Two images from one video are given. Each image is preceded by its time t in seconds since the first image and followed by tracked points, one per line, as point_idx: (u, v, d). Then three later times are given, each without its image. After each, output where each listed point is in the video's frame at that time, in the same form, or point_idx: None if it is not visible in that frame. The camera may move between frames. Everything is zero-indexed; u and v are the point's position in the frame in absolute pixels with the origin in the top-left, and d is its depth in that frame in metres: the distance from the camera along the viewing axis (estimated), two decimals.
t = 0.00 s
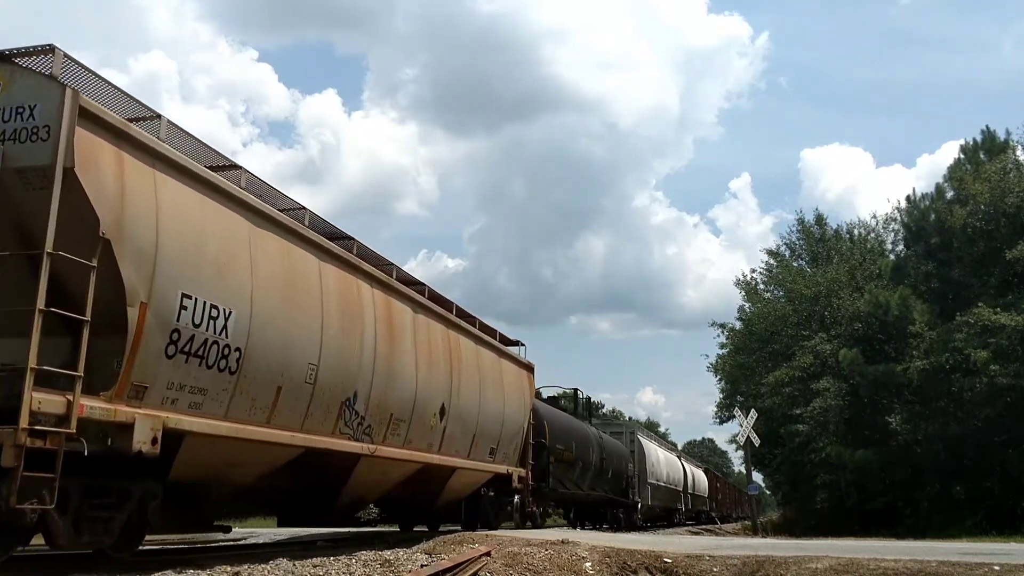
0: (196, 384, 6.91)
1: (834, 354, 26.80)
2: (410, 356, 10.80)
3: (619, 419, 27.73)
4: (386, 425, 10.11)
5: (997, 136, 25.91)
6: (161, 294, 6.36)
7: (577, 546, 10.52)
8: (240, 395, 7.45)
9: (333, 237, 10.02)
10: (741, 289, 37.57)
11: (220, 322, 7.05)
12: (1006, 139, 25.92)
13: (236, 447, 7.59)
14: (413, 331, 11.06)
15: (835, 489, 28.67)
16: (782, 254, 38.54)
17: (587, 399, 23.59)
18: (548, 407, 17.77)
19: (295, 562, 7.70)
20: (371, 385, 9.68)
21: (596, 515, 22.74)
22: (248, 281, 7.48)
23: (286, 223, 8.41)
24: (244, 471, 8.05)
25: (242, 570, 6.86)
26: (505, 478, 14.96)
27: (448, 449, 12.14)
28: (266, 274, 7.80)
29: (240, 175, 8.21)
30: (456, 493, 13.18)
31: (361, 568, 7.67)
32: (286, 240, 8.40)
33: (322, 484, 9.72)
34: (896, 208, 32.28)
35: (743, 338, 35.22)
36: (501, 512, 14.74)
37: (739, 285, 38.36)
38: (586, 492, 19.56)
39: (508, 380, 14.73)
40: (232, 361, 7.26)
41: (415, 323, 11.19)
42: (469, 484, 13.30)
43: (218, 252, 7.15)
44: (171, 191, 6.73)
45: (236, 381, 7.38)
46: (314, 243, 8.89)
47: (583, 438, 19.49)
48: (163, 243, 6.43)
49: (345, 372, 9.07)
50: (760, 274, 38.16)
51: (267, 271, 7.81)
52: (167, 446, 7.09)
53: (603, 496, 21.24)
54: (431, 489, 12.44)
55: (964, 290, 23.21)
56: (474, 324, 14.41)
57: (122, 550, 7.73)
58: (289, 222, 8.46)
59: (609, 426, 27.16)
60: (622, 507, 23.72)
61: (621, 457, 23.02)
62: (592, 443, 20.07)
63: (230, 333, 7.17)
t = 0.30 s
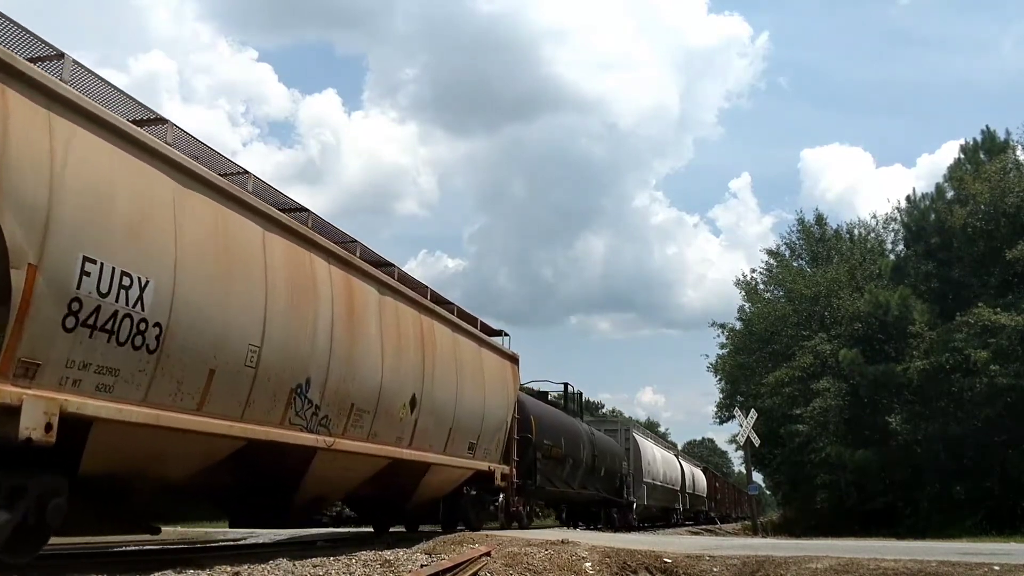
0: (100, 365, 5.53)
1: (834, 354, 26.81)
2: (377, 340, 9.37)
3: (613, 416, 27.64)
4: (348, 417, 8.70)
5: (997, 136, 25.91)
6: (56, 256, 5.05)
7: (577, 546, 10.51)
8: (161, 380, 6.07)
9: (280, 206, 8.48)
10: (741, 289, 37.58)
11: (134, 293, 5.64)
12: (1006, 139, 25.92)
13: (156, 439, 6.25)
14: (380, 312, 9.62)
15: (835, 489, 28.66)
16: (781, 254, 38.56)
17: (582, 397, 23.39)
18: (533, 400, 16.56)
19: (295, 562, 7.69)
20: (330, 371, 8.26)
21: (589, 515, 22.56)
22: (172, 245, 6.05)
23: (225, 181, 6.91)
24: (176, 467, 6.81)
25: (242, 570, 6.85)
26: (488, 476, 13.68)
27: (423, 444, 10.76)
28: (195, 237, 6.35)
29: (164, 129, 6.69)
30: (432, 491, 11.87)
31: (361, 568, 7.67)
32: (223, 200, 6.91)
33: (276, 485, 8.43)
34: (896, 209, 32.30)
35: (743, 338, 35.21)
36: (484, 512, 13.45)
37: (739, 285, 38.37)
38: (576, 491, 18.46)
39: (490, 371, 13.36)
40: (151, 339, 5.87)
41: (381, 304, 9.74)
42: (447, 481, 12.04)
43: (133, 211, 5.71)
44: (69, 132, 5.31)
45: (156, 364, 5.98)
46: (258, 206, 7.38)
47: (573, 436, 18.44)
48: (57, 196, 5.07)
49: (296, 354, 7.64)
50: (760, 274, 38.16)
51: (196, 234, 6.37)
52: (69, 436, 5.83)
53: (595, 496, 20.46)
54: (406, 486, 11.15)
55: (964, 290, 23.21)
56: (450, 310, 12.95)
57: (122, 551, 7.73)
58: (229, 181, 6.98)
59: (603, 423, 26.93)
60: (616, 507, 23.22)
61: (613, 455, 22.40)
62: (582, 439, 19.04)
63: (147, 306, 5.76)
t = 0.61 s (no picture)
0: None
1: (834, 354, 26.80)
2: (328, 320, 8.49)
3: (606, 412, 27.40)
4: (292, 404, 7.82)
5: (997, 136, 25.91)
6: None
7: (577, 546, 10.50)
8: (47, 352, 5.18)
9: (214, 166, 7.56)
10: (741, 289, 37.58)
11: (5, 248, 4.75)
12: (1006, 139, 25.92)
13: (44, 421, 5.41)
14: (330, 291, 8.71)
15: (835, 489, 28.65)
16: (781, 254, 38.55)
17: (574, 395, 23.23)
18: (517, 392, 15.81)
19: (295, 562, 7.69)
20: (267, 352, 7.37)
21: (581, 515, 22.37)
22: (58, 197, 5.15)
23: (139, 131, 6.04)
24: (70, 456, 6.04)
25: (242, 570, 6.83)
26: (464, 473, 12.91)
27: (383, 436, 9.89)
28: (92, 192, 5.45)
29: (58, 64, 5.80)
30: (399, 488, 11.06)
31: (361, 568, 7.67)
32: (133, 151, 5.98)
33: (213, 477, 7.68)
34: (896, 208, 32.30)
35: (743, 338, 35.19)
36: (461, 512, 12.85)
37: (739, 285, 38.35)
38: (565, 489, 17.89)
39: (464, 361, 12.52)
40: (30, 303, 4.98)
41: (332, 281, 8.82)
42: (416, 479, 11.26)
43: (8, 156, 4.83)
44: None
45: (38, 334, 5.10)
46: (176, 158, 6.42)
47: (561, 432, 17.80)
48: None
49: (224, 331, 6.75)
50: (760, 274, 38.15)
51: (94, 187, 5.47)
52: None
53: (586, 495, 19.95)
54: (368, 482, 10.40)
55: (964, 290, 23.22)
56: (421, 294, 12.02)
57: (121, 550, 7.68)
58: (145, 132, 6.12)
59: (595, 420, 26.75)
60: (609, 506, 22.90)
61: (605, 452, 21.96)
62: (572, 435, 18.45)
63: (24, 264, 4.88)
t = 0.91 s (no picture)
0: None
1: (834, 354, 26.81)
2: (272, 295, 7.52)
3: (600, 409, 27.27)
4: (229, 389, 6.88)
5: (997, 136, 25.91)
6: None
7: (577, 546, 10.50)
8: None
9: (130, 121, 6.48)
10: (741, 289, 37.58)
11: None
12: (1006, 139, 25.93)
13: None
14: (275, 266, 7.71)
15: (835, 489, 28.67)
16: (781, 254, 38.55)
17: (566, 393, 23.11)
18: (500, 385, 14.89)
19: (295, 562, 7.70)
20: (196, 330, 6.40)
21: (571, 514, 21.71)
22: None
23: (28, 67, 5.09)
24: None
25: (242, 570, 6.82)
26: (440, 470, 11.93)
27: (342, 428, 8.95)
28: None
29: None
30: (364, 487, 10.11)
31: (361, 568, 7.66)
32: (8, 84, 4.94)
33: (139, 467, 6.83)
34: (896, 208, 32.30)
35: (743, 338, 35.17)
36: (435, 512, 11.74)
37: (739, 285, 38.35)
38: (555, 488, 17.63)
39: (437, 349, 11.58)
40: None
41: (277, 254, 7.82)
42: (385, 477, 10.36)
43: None
44: None
45: None
46: (81, 103, 5.51)
47: (552, 429, 17.22)
48: None
49: (139, 304, 5.79)
50: (760, 274, 38.16)
51: None
52: None
53: (577, 493, 19.87)
54: (329, 478, 9.44)
55: (964, 289, 23.23)
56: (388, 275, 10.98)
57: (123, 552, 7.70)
58: (37, 69, 5.18)
59: (589, 416, 26.66)
60: (602, 506, 22.71)
61: (598, 449, 21.93)
62: (564, 433, 18.30)
63: None
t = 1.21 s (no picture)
0: None
1: (834, 354, 26.82)
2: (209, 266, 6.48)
3: (592, 405, 27.21)
4: (149, 372, 5.86)
5: (997, 136, 25.90)
6: None
7: (577, 546, 10.49)
8: None
9: (32, 58, 5.46)
10: (741, 289, 37.57)
11: None
12: (1006, 139, 25.92)
13: None
14: (214, 233, 6.69)
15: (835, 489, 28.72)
16: (781, 254, 38.54)
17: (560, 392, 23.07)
18: (482, 377, 13.97)
19: (294, 562, 7.70)
20: (105, 300, 5.38)
21: (562, 513, 21.62)
22: None
23: None
24: None
25: (242, 570, 6.81)
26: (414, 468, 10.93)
27: (293, 420, 7.89)
28: None
29: None
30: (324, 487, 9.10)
31: (361, 568, 7.67)
32: None
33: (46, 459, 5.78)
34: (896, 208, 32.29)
35: (743, 338, 35.13)
36: (407, 513, 10.69)
37: (739, 285, 38.35)
38: (544, 487, 17.43)
39: (410, 336, 10.57)
40: None
41: (217, 220, 6.79)
42: (349, 475, 9.33)
43: None
44: None
45: None
46: None
47: (542, 426, 17.18)
48: None
49: (28, 269, 4.81)
50: (760, 274, 38.15)
51: None
52: None
53: (569, 492, 19.76)
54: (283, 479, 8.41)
55: (964, 289, 23.22)
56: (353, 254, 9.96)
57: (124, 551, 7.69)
58: None
59: (582, 413, 26.65)
60: (594, 505, 22.72)
61: (590, 447, 21.92)
62: (552, 429, 18.16)
63: None
